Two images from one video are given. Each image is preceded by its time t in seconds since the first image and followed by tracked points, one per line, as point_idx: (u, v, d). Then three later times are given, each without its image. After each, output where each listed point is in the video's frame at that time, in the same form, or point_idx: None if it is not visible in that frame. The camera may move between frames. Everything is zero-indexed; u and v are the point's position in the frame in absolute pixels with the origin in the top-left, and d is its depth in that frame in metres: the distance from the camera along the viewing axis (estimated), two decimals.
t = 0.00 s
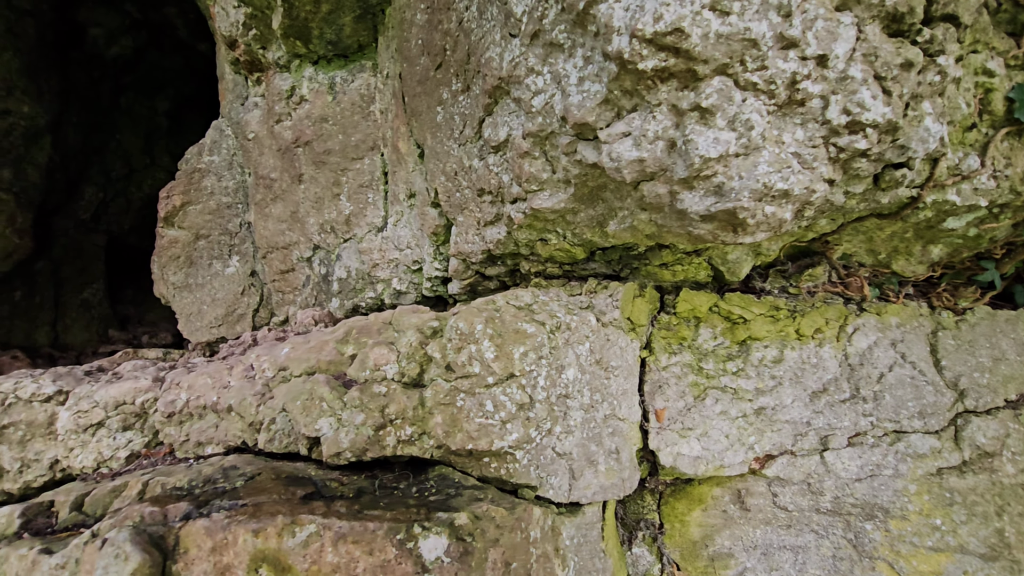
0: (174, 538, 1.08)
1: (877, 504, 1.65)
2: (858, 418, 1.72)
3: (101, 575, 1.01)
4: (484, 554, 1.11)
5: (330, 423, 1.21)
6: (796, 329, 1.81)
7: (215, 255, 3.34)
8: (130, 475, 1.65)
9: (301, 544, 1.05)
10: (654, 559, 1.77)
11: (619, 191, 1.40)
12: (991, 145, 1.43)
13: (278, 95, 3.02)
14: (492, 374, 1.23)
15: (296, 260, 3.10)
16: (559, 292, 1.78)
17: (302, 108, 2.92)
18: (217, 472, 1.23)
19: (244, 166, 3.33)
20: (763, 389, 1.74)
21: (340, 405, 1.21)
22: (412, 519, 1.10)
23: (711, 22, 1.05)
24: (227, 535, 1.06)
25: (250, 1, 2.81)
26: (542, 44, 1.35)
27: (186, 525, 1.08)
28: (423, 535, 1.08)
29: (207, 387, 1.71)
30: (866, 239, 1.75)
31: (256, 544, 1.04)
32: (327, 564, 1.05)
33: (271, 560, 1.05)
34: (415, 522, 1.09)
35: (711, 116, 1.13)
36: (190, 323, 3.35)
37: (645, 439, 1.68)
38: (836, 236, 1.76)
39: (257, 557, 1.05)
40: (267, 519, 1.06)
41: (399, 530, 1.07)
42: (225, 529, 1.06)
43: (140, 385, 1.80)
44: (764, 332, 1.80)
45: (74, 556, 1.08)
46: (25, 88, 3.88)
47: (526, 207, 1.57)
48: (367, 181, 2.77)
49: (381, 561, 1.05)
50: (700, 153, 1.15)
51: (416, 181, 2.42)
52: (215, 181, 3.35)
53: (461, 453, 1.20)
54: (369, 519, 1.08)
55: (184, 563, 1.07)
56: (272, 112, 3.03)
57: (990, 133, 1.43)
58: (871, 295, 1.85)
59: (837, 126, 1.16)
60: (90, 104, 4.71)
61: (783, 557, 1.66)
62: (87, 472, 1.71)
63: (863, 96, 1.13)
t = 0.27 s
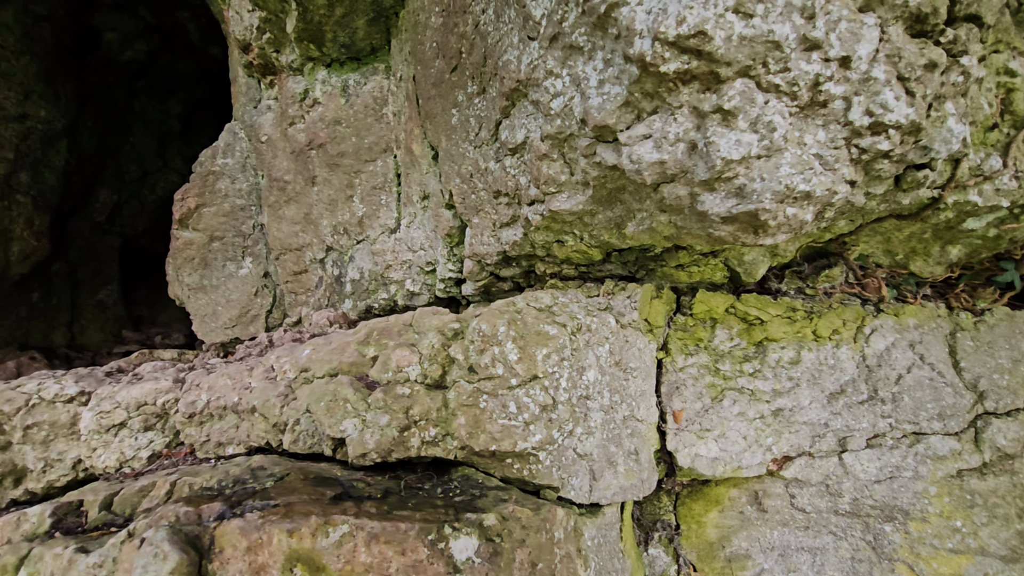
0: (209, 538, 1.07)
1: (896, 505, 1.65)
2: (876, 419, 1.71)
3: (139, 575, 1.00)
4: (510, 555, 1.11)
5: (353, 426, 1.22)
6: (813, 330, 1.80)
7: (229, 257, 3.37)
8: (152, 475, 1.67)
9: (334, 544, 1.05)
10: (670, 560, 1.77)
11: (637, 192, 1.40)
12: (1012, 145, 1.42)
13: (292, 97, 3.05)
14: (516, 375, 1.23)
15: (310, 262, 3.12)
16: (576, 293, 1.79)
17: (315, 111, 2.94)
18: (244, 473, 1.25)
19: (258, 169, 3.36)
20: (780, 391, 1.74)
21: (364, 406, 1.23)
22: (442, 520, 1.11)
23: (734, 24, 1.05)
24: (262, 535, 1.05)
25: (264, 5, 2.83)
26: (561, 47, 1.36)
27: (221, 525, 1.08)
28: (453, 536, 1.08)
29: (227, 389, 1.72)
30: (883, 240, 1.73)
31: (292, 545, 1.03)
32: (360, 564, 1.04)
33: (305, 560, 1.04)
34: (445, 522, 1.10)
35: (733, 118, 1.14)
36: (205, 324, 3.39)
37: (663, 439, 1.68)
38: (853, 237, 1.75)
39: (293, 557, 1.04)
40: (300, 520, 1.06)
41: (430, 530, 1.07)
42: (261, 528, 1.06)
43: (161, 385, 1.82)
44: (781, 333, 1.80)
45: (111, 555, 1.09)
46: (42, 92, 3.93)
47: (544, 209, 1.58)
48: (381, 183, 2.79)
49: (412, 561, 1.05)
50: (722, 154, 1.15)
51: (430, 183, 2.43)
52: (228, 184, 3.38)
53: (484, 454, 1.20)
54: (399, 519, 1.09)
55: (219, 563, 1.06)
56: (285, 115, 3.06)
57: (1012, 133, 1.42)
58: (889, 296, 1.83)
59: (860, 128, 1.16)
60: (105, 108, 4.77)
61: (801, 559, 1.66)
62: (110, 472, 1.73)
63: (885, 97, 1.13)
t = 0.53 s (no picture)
0: (244, 536, 1.11)
1: (916, 507, 1.65)
2: (894, 420, 1.71)
3: (180, 572, 1.05)
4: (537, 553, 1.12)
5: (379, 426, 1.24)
6: (830, 331, 1.80)
7: (242, 258, 3.40)
8: (174, 474, 1.69)
9: (369, 542, 1.08)
10: (687, 561, 1.77)
11: (657, 194, 1.41)
12: None
13: (304, 100, 3.06)
14: (541, 377, 1.24)
15: (322, 262, 3.14)
16: (594, 295, 1.80)
17: (328, 112, 2.96)
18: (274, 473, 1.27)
19: (270, 170, 3.38)
20: (798, 392, 1.74)
21: (390, 406, 1.24)
22: (474, 519, 1.13)
23: (759, 27, 1.06)
24: (297, 534, 1.09)
25: (279, 8, 2.84)
26: (582, 49, 1.37)
27: (256, 524, 1.12)
28: (486, 535, 1.10)
29: (248, 388, 1.73)
30: (901, 241, 1.72)
31: (328, 543, 1.07)
32: (395, 563, 1.07)
33: (342, 558, 1.07)
34: (478, 522, 1.12)
35: (757, 121, 1.14)
36: (218, 324, 3.42)
37: (681, 440, 1.69)
38: (870, 238, 1.75)
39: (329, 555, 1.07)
40: (336, 519, 1.09)
41: (464, 529, 1.10)
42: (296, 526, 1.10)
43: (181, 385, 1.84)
44: (798, 335, 1.80)
45: (148, 552, 1.12)
46: (56, 95, 3.97)
47: (563, 211, 1.59)
48: (394, 184, 2.81)
49: (447, 560, 1.07)
50: (745, 158, 1.16)
51: (445, 184, 2.44)
52: (242, 185, 3.41)
53: (509, 454, 1.21)
54: (432, 518, 1.11)
55: (255, 560, 1.10)
56: (298, 117, 3.08)
57: None
58: (907, 298, 1.82)
59: (883, 130, 1.16)
60: (117, 109, 4.81)
61: (818, 560, 1.66)
62: (132, 471, 1.75)
63: (910, 99, 1.13)
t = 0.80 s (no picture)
0: (282, 533, 1.13)
1: (938, 508, 1.64)
2: (916, 421, 1.70)
3: (221, 568, 1.07)
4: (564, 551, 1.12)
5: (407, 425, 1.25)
6: (850, 332, 1.79)
7: (257, 258, 3.43)
8: (198, 472, 1.71)
9: (406, 540, 1.09)
10: (705, 561, 1.77)
11: (679, 194, 1.41)
12: None
13: (319, 101, 3.08)
14: (567, 377, 1.25)
15: (336, 262, 3.16)
16: (614, 294, 1.81)
17: (343, 113, 2.98)
18: (305, 471, 1.29)
19: (284, 172, 3.41)
20: (819, 392, 1.73)
21: (416, 405, 1.26)
22: (508, 518, 1.13)
23: (787, 28, 1.06)
24: (334, 531, 1.10)
25: (295, 10, 2.86)
26: (604, 50, 1.37)
27: (294, 520, 1.14)
28: (519, 534, 1.11)
29: (270, 387, 1.74)
30: (921, 241, 1.70)
31: (365, 540, 1.08)
32: (432, 560, 1.08)
33: (379, 555, 1.08)
34: (511, 520, 1.13)
35: (783, 121, 1.14)
36: (233, 324, 3.45)
37: (701, 440, 1.69)
38: (891, 238, 1.74)
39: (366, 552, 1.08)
40: (372, 515, 1.11)
41: (498, 527, 1.10)
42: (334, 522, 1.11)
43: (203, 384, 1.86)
44: (818, 335, 1.79)
45: (187, 548, 1.14)
46: (73, 97, 4.02)
47: (583, 211, 1.60)
48: (408, 185, 2.82)
49: (482, 557, 1.08)
50: (770, 158, 1.16)
51: (460, 184, 2.46)
52: (257, 187, 3.44)
53: (535, 453, 1.21)
54: (467, 516, 1.12)
55: (292, 557, 1.11)
56: (313, 118, 3.10)
57: None
58: (927, 298, 1.81)
59: (910, 130, 1.16)
60: (132, 111, 4.85)
61: (838, 561, 1.65)
62: (155, 468, 1.78)
63: (937, 99, 1.13)
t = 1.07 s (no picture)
0: (314, 535, 1.13)
1: (959, 512, 1.63)
2: (936, 424, 1.69)
3: (256, 570, 1.08)
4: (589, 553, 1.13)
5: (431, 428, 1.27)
6: (869, 334, 1.78)
7: (270, 260, 3.45)
8: (219, 473, 1.73)
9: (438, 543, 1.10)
10: (722, 564, 1.77)
11: (699, 197, 1.41)
12: None
13: (331, 104, 3.10)
14: (591, 380, 1.25)
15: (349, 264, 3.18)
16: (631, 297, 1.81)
17: (356, 116, 3.00)
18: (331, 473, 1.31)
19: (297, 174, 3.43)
20: (838, 395, 1.72)
21: (439, 408, 1.27)
22: (537, 521, 1.14)
23: (812, 31, 1.06)
24: (366, 534, 1.11)
25: (309, 14, 2.87)
26: (625, 54, 1.37)
27: (325, 523, 1.14)
28: (549, 537, 1.12)
29: (289, 389, 1.76)
30: (942, 243, 1.70)
31: (398, 543, 1.09)
32: (464, 562, 1.09)
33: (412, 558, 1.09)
34: (541, 524, 1.14)
35: (807, 124, 1.14)
36: (246, 325, 3.47)
37: (720, 443, 1.68)
38: (910, 240, 1.73)
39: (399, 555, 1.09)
40: (404, 519, 1.12)
41: (529, 531, 1.12)
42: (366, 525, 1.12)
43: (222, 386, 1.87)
44: (837, 337, 1.78)
45: (220, 550, 1.16)
46: (89, 101, 4.06)
47: (601, 214, 1.60)
48: (421, 187, 2.84)
49: (514, 560, 1.09)
50: (793, 161, 1.16)
51: (474, 187, 2.47)
52: (270, 189, 3.46)
53: (559, 456, 1.22)
54: (498, 520, 1.13)
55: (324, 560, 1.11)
56: (326, 121, 3.12)
57: None
58: (947, 300, 1.80)
59: (935, 132, 1.15)
60: (145, 114, 4.90)
61: (857, 564, 1.65)
62: (176, 469, 1.80)
63: (963, 101, 1.12)
